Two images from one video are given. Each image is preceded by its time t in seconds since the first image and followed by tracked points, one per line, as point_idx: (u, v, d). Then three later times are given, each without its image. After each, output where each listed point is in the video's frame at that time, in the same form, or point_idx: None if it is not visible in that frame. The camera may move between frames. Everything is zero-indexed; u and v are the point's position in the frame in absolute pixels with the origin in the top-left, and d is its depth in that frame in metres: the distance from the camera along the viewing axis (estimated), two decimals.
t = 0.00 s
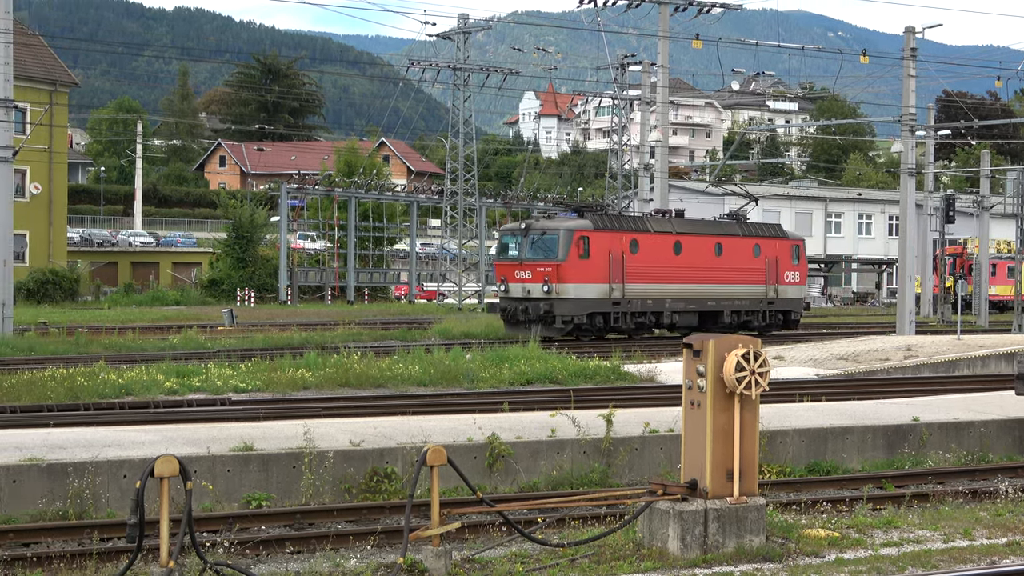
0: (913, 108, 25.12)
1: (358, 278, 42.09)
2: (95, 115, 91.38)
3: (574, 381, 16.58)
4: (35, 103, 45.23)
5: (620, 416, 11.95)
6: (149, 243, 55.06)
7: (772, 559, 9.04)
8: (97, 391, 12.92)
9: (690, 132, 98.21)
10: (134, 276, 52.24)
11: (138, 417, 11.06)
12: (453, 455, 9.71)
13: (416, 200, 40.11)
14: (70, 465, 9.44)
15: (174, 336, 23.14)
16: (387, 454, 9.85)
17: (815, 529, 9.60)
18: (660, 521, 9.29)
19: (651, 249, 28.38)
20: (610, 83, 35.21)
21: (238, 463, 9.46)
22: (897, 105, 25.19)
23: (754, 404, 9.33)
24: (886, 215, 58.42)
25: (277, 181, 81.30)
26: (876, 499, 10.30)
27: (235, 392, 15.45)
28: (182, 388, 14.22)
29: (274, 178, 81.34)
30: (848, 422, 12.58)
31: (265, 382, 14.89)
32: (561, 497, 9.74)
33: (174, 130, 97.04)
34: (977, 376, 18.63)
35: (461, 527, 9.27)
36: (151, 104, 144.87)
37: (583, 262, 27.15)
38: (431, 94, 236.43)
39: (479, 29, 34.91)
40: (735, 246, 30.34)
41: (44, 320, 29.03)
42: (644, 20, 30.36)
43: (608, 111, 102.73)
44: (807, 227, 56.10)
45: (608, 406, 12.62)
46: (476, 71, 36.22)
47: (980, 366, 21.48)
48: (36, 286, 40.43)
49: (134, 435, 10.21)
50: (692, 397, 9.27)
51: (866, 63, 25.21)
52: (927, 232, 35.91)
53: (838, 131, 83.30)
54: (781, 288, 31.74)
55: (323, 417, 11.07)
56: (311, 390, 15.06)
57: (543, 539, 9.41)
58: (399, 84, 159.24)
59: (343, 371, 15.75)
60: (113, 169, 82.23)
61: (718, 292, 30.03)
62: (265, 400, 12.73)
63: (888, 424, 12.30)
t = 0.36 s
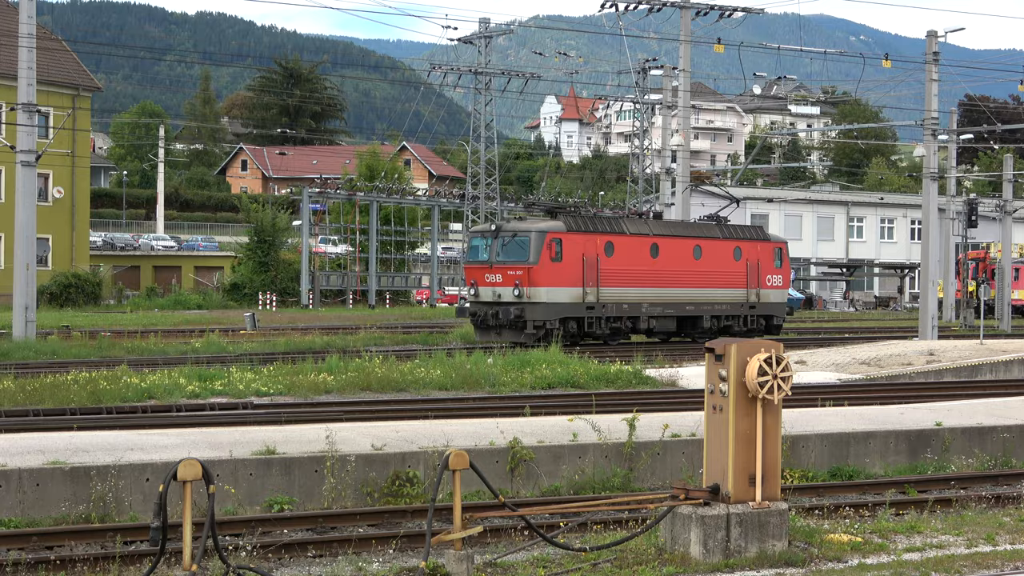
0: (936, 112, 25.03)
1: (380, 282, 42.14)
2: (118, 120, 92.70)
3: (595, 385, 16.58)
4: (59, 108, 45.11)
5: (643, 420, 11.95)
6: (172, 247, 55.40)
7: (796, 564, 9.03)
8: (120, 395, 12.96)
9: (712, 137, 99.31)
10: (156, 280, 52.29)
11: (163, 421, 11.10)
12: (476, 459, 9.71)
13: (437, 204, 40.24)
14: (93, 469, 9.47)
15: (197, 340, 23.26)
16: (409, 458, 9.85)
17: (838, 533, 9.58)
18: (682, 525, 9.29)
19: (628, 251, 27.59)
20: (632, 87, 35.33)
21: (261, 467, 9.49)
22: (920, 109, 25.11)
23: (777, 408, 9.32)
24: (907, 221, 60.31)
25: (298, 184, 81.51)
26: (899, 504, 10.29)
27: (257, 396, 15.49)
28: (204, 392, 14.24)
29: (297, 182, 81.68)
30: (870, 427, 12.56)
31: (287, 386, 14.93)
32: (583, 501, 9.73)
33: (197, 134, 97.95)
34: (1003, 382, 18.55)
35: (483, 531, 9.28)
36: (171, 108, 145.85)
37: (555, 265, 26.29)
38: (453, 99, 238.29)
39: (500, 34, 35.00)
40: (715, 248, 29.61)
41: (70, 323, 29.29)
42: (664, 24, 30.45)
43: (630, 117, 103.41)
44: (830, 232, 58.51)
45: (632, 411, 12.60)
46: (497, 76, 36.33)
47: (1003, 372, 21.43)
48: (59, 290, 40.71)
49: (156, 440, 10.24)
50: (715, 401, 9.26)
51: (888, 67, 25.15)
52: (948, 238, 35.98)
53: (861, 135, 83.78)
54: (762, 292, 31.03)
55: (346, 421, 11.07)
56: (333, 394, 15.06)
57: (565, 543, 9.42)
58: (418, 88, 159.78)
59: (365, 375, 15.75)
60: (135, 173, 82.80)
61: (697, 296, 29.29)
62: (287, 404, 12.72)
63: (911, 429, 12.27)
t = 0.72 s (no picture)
0: (970, 115, 24.95)
1: (413, 287, 42.35)
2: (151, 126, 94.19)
3: (628, 390, 16.53)
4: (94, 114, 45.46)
5: (678, 425, 11.96)
6: (205, 252, 55.83)
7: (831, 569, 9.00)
8: (153, 400, 12.97)
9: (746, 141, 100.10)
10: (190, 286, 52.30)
11: (197, 426, 11.12)
12: (510, 463, 9.71)
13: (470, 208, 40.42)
14: (128, 474, 9.53)
15: (230, 345, 23.48)
16: (443, 462, 9.85)
17: (873, 538, 9.57)
18: (717, 530, 9.29)
19: (612, 254, 27.23)
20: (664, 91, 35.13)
21: (295, 471, 9.51)
22: (954, 112, 25.05)
23: (811, 412, 9.30)
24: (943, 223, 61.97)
25: (331, 189, 82.11)
26: (934, 508, 10.25)
27: (291, 402, 15.52)
28: (238, 396, 14.29)
29: (330, 188, 81.87)
30: (904, 431, 12.55)
31: (320, 391, 14.95)
32: (617, 506, 9.73)
33: (233, 141, 99.29)
34: None
35: (518, 535, 9.27)
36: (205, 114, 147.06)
37: (535, 268, 25.73)
38: (485, 102, 240.61)
39: (533, 38, 35.01)
40: (704, 251, 29.25)
41: (107, 328, 29.57)
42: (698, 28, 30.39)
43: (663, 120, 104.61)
44: (864, 235, 59.60)
45: (666, 415, 12.59)
46: (530, 81, 36.37)
47: None
48: (93, 295, 40.94)
49: (191, 444, 10.26)
50: (749, 405, 9.26)
51: (923, 70, 25.06)
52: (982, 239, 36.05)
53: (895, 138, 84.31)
54: (753, 295, 30.68)
55: (380, 426, 11.10)
56: (367, 399, 15.08)
57: (599, 547, 9.43)
58: (447, 91, 159.72)
59: (398, 380, 15.76)
60: (169, 178, 83.72)
61: (685, 300, 28.98)
62: (321, 408, 12.73)
63: (945, 433, 12.25)
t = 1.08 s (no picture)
0: (1012, 119, 24.77)
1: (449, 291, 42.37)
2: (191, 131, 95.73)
3: (665, 395, 16.50)
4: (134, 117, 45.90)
5: (714, 429, 11.99)
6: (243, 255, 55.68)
7: None
8: (192, 402, 13.03)
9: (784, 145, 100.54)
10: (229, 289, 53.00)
11: (236, 428, 11.18)
12: (548, 467, 9.74)
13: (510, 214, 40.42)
14: (167, 475, 9.57)
15: (268, 348, 23.70)
16: (481, 466, 9.88)
17: (912, 544, 9.55)
18: (755, 535, 9.27)
19: (598, 256, 26.78)
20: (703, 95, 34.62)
21: (333, 474, 9.54)
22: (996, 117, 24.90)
23: (850, 417, 9.25)
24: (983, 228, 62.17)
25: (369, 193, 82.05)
26: (973, 514, 10.24)
27: (329, 405, 15.56)
28: (276, 399, 14.37)
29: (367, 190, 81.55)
30: (944, 437, 12.54)
31: (358, 394, 14.99)
32: (654, 511, 9.74)
33: (271, 144, 100.33)
34: None
35: (555, 539, 9.30)
36: (246, 118, 148.65)
37: (515, 271, 25.36)
38: (521, 105, 242.53)
39: (570, 42, 34.90)
40: (695, 253, 28.73)
41: (150, 330, 29.95)
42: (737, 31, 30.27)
43: (699, 124, 106.25)
44: (903, 241, 60.41)
45: (702, 420, 12.61)
46: (567, 84, 36.41)
47: None
48: (132, 297, 41.32)
49: (229, 449, 10.30)
50: (787, 410, 9.22)
51: (963, 75, 24.92)
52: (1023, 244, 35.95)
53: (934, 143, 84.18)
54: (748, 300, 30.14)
55: (418, 429, 11.14)
56: (404, 402, 15.16)
57: (637, 552, 9.44)
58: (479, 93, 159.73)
59: (435, 383, 15.78)
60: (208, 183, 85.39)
61: (676, 305, 28.48)
62: (360, 412, 12.77)
63: (986, 439, 12.23)
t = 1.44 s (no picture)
0: None
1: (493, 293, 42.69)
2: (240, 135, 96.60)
3: (708, 398, 16.53)
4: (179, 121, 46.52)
5: (756, 432, 12.11)
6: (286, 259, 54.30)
7: None
8: (237, 405, 13.15)
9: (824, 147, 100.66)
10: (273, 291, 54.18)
11: (280, 431, 11.27)
12: (591, 469, 9.82)
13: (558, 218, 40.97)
14: (213, 476, 9.64)
15: (309, 351, 24.15)
16: (524, 467, 9.97)
17: (956, 546, 9.60)
18: (798, 537, 9.31)
19: (585, 257, 26.03)
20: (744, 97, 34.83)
21: (378, 475, 9.61)
22: None
23: (894, 420, 9.24)
24: None
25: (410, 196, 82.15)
26: (1017, 517, 10.30)
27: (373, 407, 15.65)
28: (320, 401, 14.48)
29: (410, 194, 81.46)
30: (990, 441, 12.58)
31: (402, 396, 15.11)
32: (697, 512, 9.81)
33: (314, 147, 101.32)
34: None
35: (599, 541, 9.38)
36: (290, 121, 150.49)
37: (496, 271, 24.63)
38: (564, 109, 244.61)
39: (612, 45, 35.89)
40: (689, 254, 27.91)
41: (196, 332, 30.42)
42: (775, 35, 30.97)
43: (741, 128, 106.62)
44: (945, 243, 61.11)
45: (743, 422, 12.71)
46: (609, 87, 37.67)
47: None
48: (177, 300, 42.35)
49: (275, 452, 10.40)
50: (831, 413, 9.22)
51: (1006, 77, 24.79)
52: None
53: (977, 144, 83.83)
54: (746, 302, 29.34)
55: (461, 430, 11.22)
56: (448, 405, 15.25)
57: (680, 553, 9.51)
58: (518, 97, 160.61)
59: (478, 385, 15.83)
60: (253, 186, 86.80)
61: (670, 307, 27.68)
62: (404, 413, 12.84)
63: None
